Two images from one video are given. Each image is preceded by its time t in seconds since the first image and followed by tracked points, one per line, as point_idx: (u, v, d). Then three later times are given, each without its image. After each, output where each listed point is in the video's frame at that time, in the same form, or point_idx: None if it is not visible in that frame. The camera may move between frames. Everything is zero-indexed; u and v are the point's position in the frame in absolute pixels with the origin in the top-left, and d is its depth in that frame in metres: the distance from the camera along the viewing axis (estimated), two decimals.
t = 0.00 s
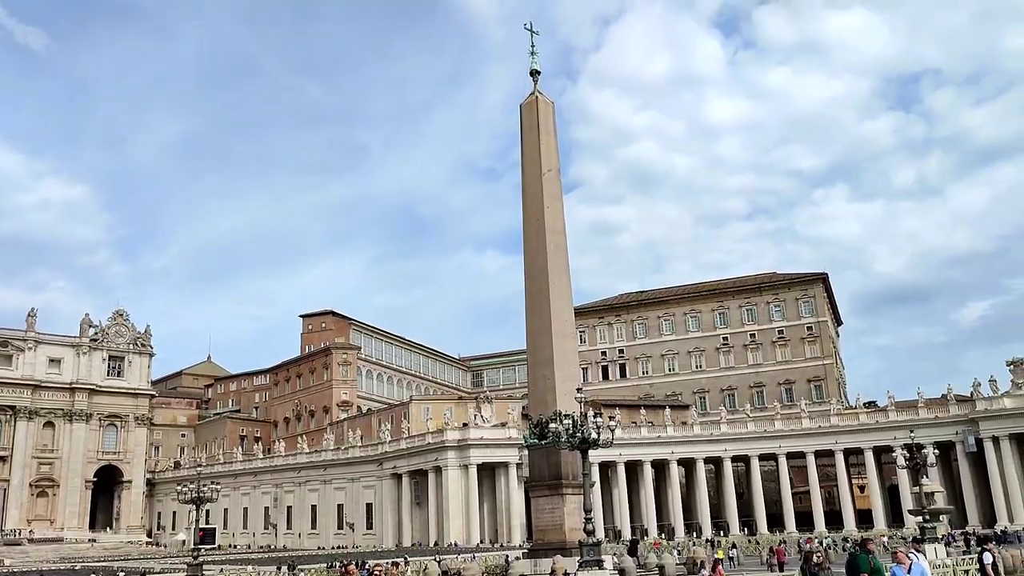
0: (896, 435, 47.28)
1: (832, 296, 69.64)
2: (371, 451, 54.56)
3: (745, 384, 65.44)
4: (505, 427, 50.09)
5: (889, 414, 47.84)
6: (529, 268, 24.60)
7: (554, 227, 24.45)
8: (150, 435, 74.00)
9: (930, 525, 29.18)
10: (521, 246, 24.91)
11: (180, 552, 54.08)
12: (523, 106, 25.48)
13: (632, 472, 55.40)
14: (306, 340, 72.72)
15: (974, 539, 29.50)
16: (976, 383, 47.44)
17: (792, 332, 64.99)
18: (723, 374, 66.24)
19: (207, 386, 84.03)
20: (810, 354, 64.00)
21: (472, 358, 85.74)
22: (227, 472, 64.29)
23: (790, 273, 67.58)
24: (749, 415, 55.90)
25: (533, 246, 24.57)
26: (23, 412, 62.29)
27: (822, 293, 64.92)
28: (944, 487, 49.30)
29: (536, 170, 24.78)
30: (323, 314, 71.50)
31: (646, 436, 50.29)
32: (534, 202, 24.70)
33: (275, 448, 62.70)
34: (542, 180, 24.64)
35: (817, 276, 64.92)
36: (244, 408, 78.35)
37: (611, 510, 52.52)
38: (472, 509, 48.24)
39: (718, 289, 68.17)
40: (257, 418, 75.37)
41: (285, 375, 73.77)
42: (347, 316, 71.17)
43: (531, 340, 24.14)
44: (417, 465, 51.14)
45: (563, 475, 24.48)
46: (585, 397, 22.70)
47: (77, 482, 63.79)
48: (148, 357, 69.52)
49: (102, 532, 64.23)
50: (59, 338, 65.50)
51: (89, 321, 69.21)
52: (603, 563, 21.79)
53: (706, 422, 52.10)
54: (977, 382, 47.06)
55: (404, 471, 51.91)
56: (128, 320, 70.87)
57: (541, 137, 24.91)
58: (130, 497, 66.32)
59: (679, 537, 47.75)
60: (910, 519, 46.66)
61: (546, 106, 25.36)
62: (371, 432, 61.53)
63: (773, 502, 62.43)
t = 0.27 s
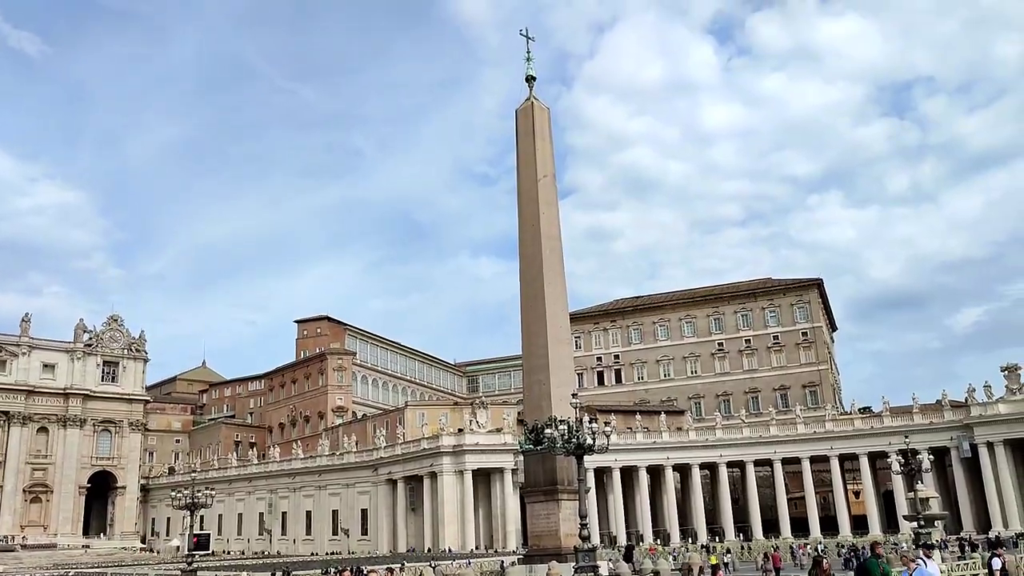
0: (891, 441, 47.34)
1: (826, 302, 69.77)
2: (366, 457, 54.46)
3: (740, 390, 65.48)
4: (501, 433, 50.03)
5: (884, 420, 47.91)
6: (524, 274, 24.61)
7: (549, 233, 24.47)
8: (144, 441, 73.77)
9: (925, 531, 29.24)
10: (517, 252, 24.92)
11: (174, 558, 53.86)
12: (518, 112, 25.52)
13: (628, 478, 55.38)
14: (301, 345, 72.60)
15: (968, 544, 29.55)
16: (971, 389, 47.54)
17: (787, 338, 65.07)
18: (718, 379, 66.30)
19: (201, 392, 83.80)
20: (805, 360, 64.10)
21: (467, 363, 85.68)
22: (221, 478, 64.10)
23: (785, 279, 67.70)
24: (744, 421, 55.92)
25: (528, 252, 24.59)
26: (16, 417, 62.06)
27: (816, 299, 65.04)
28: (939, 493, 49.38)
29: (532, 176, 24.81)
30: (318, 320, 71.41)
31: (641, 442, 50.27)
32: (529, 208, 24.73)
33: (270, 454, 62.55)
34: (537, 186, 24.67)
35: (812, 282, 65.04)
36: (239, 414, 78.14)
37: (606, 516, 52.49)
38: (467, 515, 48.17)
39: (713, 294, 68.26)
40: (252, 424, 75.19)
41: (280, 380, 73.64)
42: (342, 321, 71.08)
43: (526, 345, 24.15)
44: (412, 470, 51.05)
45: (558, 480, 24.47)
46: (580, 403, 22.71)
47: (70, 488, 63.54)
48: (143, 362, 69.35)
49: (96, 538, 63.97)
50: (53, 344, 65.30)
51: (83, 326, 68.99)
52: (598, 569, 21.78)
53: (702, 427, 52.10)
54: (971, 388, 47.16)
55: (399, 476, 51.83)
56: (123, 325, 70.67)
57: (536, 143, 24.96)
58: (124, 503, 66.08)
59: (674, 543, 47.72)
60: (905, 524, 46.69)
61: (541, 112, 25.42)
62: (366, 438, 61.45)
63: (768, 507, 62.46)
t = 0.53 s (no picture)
0: (886, 444, 47.43)
1: (822, 305, 69.88)
2: (361, 459, 54.41)
3: (736, 393, 65.53)
4: (497, 434, 50.02)
5: (880, 422, 48.00)
6: (521, 275, 24.60)
7: (546, 234, 24.47)
8: (139, 442, 73.61)
9: (920, 534, 29.27)
10: (513, 254, 24.91)
11: (169, 559, 53.73)
12: (515, 114, 25.52)
13: (623, 480, 55.42)
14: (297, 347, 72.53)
15: (963, 547, 29.64)
16: (966, 392, 47.64)
17: (783, 340, 65.17)
18: (714, 382, 66.35)
19: (197, 393, 83.65)
20: (801, 362, 64.17)
21: (463, 365, 85.67)
22: (217, 479, 63.98)
23: (781, 281, 67.78)
24: (740, 423, 55.96)
25: (525, 253, 24.58)
26: (11, 418, 61.89)
27: (813, 302, 65.15)
28: (934, 495, 49.48)
29: (529, 177, 24.80)
30: (314, 321, 71.34)
31: (637, 444, 50.27)
32: (527, 209, 24.72)
33: (266, 455, 62.43)
34: (534, 188, 24.66)
35: (808, 284, 65.12)
36: (234, 415, 78.03)
37: (602, 518, 52.49)
38: (463, 516, 48.14)
39: (709, 297, 68.32)
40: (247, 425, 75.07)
41: (276, 382, 73.55)
42: (339, 323, 71.02)
43: (522, 347, 24.13)
44: (408, 472, 51.02)
45: (554, 482, 24.49)
46: (577, 405, 22.71)
47: (65, 490, 63.37)
48: (138, 363, 69.21)
49: (90, 540, 63.81)
50: (48, 344, 65.11)
51: (78, 327, 68.81)
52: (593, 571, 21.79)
53: (698, 429, 52.12)
54: (967, 391, 47.27)
55: (394, 478, 51.80)
56: (118, 326, 70.46)
57: (533, 144, 24.95)
58: (119, 504, 65.93)
59: (670, 545, 47.74)
60: (900, 527, 46.77)
61: (538, 113, 25.42)
62: (362, 439, 61.41)
63: (763, 510, 62.52)
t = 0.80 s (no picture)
0: (881, 444, 47.50)
1: (817, 305, 69.99)
2: (356, 457, 54.37)
3: (731, 392, 65.60)
4: (492, 433, 50.01)
5: (874, 422, 48.09)
6: (516, 274, 24.61)
7: (542, 233, 24.49)
8: (133, 439, 73.47)
9: (913, 534, 29.35)
10: (509, 252, 24.92)
11: (162, 557, 53.64)
12: (512, 112, 25.52)
13: (618, 479, 55.48)
14: (292, 345, 72.46)
15: (957, 547, 29.75)
16: (960, 392, 47.75)
17: (778, 340, 65.26)
18: (709, 381, 66.43)
19: (192, 390, 83.54)
20: (796, 362, 64.27)
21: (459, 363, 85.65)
22: (211, 477, 63.88)
23: (776, 281, 67.87)
24: (735, 423, 56.01)
25: (521, 252, 24.59)
26: (5, 415, 61.75)
27: (808, 302, 65.26)
28: (927, 495, 49.61)
29: (525, 176, 24.81)
30: (309, 319, 71.26)
31: (632, 443, 50.29)
32: (523, 209, 24.71)
33: (260, 453, 62.35)
34: (530, 187, 24.67)
35: (803, 284, 65.26)
36: (229, 413, 77.94)
37: (597, 517, 52.54)
38: (457, 515, 48.13)
39: (704, 296, 68.40)
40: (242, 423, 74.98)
41: (271, 380, 73.47)
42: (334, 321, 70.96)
43: (518, 346, 24.15)
44: (403, 471, 50.99)
45: (548, 481, 24.52)
46: (571, 404, 22.74)
47: (59, 487, 63.25)
48: (133, 360, 69.10)
49: (84, 537, 63.72)
50: (42, 341, 64.94)
51: (73, 324, 68.63)
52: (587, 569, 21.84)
53: (693, 429, 52.18)
54: (961, 391, 47.38)
55: (389, 477, 51.79)
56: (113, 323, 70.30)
57: (529, 143, 24.93)
58: (113, 502, 65.83)
59: (664, 544, 47.80)
60: (894, 527, 46.87)
61: (535, 113, 25.40)
62: (356, 438, 61.36)
63: (758, 509, 62.66)
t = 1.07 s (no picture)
0: (871, 441, 47.69)
1: (810, 302, 70.19)
2: (348, 451, 54.35)
3: (722, 389, 65.75)
4: (484, 428, 50.05)
5: (865, 420, 48.29)
6: (510, 268, 24.58)
7: (536, 229, 24.47)
8: (124, 432, 73.31)
9: (903, 530, 29.42)
10: (503, 246, 24.89)
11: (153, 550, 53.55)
12: (506, 107, 25.47)
13: (610, 474, 55.61)
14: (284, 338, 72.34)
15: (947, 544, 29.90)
16: (951, 390, 47.96)
17: (770, 337, 65.43)
18: (701, 377, 66.55)
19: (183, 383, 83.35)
20: (788, 359, 64.46)
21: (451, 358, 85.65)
22: (202, 471, 63.76)
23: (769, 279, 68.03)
24: (726, 419, 56.18)
25: (514, 247, 24.56)
26: None
27: (800, 299, 65.44)
28: (917, 493, 49.84)
29: (519, 171, 24.78)
30: (302, 313, 71.15)
31: (624, 439, 50.39)
32: (516, 204, 24.70)
33: (252, 447, 62.24)
34: (524, 182, 24.64)
35: (795, 282, 65.45)
36: (221, 406, 77.81)
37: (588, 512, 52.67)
38: (449, 509, 48.17)
39: (697, 293, 68.52)
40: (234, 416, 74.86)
41: (263, 373, 73.35)
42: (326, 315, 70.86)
43: (511, 341, 24.14)
44: (394, 465, 51.00)
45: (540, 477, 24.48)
46: (564, 399, 22.74)
47: (49, 479, 63.06)
48: (125, 353, 68.91)
49: (74, 530, 63.59)
50: (33, 333, 64.67)
51: (64, 316, 68.33)
52: (579, 565, 21.86)
53: (684, 425, 52.31)
54: (951, 389, 47.60)
55: (381, 471, 51.81)
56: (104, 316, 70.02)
57: (524, 138, 24.90)
58: (104, 495, 65.70)
59: (655, 540, 47.93)
60: (883, 524, 47.08)
61: (529, 107, 25.36)
62: (348, 432, 61.33)
63: (748, 505, 62.90)
